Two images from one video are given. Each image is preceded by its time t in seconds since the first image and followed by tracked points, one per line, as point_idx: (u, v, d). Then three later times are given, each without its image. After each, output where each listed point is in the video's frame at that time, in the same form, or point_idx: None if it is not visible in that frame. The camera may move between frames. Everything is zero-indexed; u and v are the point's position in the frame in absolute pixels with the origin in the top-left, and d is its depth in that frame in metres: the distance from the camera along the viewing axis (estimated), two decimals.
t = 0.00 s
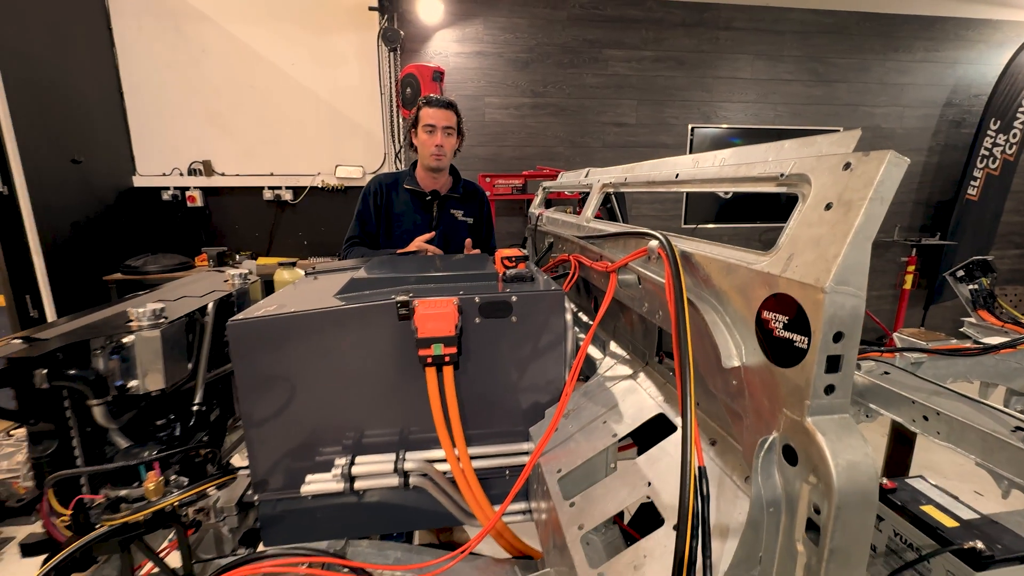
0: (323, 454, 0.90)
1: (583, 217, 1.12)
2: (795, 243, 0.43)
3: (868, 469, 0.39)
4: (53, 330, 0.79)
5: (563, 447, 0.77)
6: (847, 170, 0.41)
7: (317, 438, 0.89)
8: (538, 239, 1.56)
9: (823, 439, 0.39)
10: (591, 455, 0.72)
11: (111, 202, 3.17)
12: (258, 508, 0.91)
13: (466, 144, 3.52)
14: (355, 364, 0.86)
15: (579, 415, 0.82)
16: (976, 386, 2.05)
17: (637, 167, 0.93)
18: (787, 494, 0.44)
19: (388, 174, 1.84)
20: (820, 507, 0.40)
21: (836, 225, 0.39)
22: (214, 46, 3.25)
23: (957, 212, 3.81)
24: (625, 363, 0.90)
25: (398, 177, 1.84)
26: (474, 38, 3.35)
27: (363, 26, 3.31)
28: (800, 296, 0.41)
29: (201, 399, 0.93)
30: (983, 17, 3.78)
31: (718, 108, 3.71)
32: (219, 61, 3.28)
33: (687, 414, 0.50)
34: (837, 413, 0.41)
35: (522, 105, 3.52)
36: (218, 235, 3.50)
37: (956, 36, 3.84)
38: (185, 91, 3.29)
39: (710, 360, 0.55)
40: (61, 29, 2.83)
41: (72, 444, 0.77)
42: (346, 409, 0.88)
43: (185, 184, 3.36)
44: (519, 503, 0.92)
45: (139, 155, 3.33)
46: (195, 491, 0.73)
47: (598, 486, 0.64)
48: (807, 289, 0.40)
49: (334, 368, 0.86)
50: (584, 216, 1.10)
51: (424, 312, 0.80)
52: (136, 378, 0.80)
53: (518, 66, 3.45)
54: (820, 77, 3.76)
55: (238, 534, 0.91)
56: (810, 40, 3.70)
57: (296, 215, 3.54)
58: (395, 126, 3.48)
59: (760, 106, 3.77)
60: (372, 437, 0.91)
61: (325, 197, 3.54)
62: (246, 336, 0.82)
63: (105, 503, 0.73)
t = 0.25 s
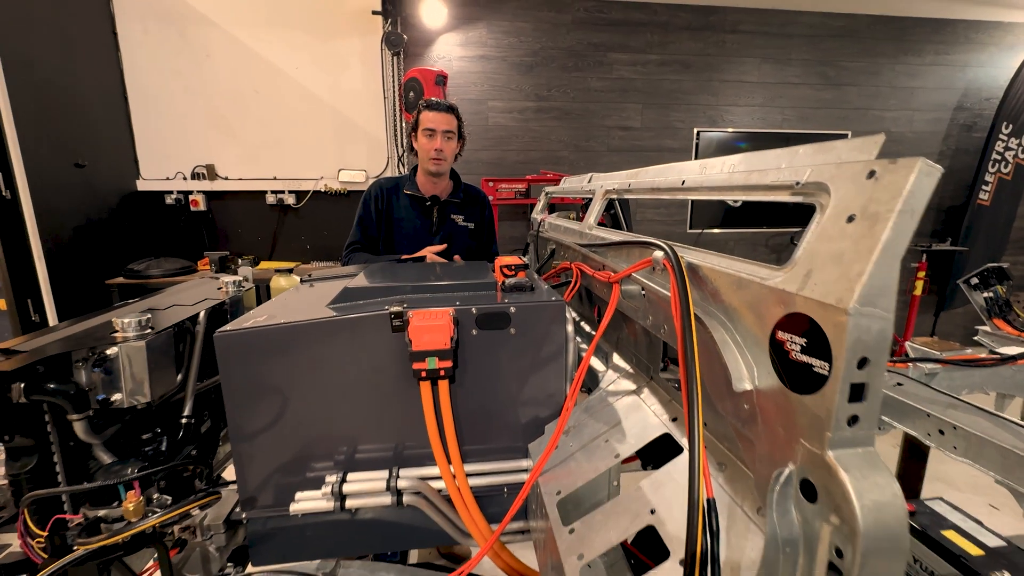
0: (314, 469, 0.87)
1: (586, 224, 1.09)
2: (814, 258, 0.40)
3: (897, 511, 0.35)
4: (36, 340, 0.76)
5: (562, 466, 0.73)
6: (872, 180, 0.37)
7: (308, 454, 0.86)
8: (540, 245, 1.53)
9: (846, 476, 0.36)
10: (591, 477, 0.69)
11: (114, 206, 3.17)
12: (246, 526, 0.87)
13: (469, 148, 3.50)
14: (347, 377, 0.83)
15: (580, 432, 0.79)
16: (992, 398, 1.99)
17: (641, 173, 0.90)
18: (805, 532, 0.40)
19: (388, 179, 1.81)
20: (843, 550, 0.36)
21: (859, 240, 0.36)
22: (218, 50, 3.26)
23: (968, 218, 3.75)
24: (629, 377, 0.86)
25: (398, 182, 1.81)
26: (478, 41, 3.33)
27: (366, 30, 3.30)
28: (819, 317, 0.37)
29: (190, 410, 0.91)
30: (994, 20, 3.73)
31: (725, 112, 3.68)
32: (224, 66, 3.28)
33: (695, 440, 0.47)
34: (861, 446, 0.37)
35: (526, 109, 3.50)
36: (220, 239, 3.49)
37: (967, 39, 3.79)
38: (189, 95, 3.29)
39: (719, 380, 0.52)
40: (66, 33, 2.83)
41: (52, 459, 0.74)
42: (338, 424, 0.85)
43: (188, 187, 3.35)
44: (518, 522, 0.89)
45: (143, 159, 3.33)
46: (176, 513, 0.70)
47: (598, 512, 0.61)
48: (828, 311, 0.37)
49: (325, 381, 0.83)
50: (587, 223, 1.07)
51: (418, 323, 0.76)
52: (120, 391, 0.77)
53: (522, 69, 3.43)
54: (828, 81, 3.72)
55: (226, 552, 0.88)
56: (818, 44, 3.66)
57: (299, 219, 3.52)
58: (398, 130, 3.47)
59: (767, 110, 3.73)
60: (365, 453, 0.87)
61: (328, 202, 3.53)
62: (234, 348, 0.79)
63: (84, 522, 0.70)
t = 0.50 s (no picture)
0: (308, 484, 0.83)
1: (590, 229, 1.06)
2: (843, 270, 0.36)
3: (939, 551, 0.32)
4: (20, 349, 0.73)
5: (566, 484, 0.70)
6: (910, 184, 0.34)
7: (301, 468, 0.83)
8: (543, 250, 1.50)
9: (882, 512, 0.32)
10: (596, 496, 0.66)
11: (115, 209, 3.15)
12: (235, 542, 0.84)
13: (471, 150, 3.47)
14: (342, 389, 0.80)
15: (584, 446, 0.75)
16: (1005, 406, 1.95)
17: (648, 176, 0.87)
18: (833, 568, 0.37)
19: (389, 182, 1.79)
20: None
21: (895, 250, 0.33)
22: (219, 52, 3.24)
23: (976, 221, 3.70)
24: (635, 389, 0.82)
25: (399, 185, 1.79)
26: (480, 43, 3.31)
27: (368, 32, 3.28)
28: (852, 335, 0.34)
29: (180, 421, 0.88)
30: (1001, 21, 3.69)
31: (729, 114, 3.64)
32: (225, 68, 3.27)
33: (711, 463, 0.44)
34: (898, 477, 0.34)
35: (529, 111, 3.47)
36: (221, 241, 3.47)
37: (974, 40, 3.75)
38: (190, 97, 3.28)
39: (736, 398, 0.49)
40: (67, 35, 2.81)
41: (36, 475, 0.71)
42: (333, 437, 0.82)
43: (189, 190, 3.33)
44: (519, 539, 0.85)
45: (144, 161, 3.32)
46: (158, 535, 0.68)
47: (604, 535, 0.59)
48: (862, 329, 0.33)
49: (319, 392, 0.80)
50: (591, 227, 1.04)
51: (415, 333, 0.73)
52: (104, 402, 0.74)
53: (525, 71, 3.40)
54: (834, 82, 3.68)
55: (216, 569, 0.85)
56: (823, 45, 3.63)
57: (300, 222, 3.50)
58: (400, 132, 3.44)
59: (772, 112, 3.69)
60: (360, 467, 0.84)
61: (329, 204, 3.50)
62: (224, 358, 0.76)
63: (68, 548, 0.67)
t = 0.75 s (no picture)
0: (297, 496, 0.80)
1: (590, 231, 1.03)
2: (867, 280, 0.33)
3: None
4: None
5: (565, 498, 0.67)
6: (943, 187, 0.31)
7: (289, 480, 0.79)
8: (542, 252, 1.47)
9: (915, 548, 0.30)
10: (597, 513, 0.63)
11: (110, 210, 3.11)
12: (220, 557, 0.81)
13: (470, 151, 3.44)
14: (333, 398, 0.77)
15: (584, 459, 0.72)
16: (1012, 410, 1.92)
17: (651, 177, 0.83)
18: None
19: (384, 183, 1.76)
20: None
21: (929, 259, 0.30)
22: (216, 52, 3.21)
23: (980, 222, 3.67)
24: (637, 398, 0.79)
25: (395, 186, 1.76)
26: (479, 43, 3.28)
27: (366, 31, 3.25)
28: (880, 353, 0.31)
29: (165, 430, 0.86)
30: (1004, 21, 3.66)
31: (730, 114, 3.61)
32: (223, 68, 3.24)
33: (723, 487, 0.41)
34: (931, 509, 0.31)
35: (528, 111, 3.44)
36: (218, 242, 3.44)
37: (977, 41, 3.72)
38: (187, 97, 3.25)
39: (747, 413, 0.46)
40: (63, 33, 2.77)
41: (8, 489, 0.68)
42: (323, 448, 0.79)
43: (185, 191, 3.30)
44: (516, 554, 0.82)
45: (140, 161, 3.28)
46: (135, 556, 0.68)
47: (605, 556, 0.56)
48: (892, 347, 0.30)
49: (308, 401, 0.77)
50: (591, 229, 1.01)
51: (407, 340, 0.70)
52: (83, 413, 0.70)
53: (524, 71, 3.37)
54: (835, 83, 3.65)
55: None
56: (825, 45, 3.60)
57: (298, 223, 3.47)
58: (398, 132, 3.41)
59: (774, 112, 3.67)
60: (351, 479, 0.81)
61: (327, 205, 3.47)
62: (208, 366, 0.73)
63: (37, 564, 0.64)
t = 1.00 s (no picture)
0: (289, 502, 0.79)
1: (588, 231, 1.01)
2: (879, 283, 0.32)
3: None
4: None
5: (562, 506, 0.65)
6: (961, 184, 0.29)
7: (281, 486, 0.78)
8: (541, 252, 1.45)
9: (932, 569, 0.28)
10: (595, 521, 0.61)
11: (109, 210, 3.09)
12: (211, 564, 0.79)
13: (471, 151, 3.42)
14: (325, 402, 0.75)
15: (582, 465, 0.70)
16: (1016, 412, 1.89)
17: (650, 176, 0.82)
18: None
19: (384, 181, 1.74)
20: None
21: (947, 260, 0.28)
22: (215, 52, 3.20)
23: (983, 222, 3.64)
24: (637, 402, 0.77)
25: (393, 185, 1.75)
26: (479, 42, 3.27)
27: (366, 31, 3.24)
28: (894, 361, 0.30)
29: (156, 434, 0.84)
30: (1007, 20, 3.64)
31: (731, 114, 3.59)
32: (222, 68, 3.23)
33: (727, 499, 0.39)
34: (947, 526, 0.30)
35: (528, 111, 3.42)
36: (218, 243, 3.42)
37: (980, 40, 3.70)
38: (186, 97, 3.23)
39: (751, 422, 0.45)
40: (61, 32, 2.75)
41: None
42: (317, 453, 0.77)
43: (184, 191, 3.29)
44: (513, 561, 0.81)
45: (139, 162, 3.27)
46: (122, 564, 0.71)
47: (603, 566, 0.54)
48: (907, 354, 0.29)
49: (300, 405, 0.75)
50: (590, 230, 1.00)
51: (401, 343, 0.68)
52: (70, 418, 0.69)
53: (524, 71, 3.36)
54: (837, 82, 3.63)
55: None
56: (827, 44, 3.58)
57: (297, 224, 3.46)
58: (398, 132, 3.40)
59: (775, 112, 3.65)
60: (345, 485, 0.79)
61: (326, 205, 3.46)
62: (198, 369, 0.72)
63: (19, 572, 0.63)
